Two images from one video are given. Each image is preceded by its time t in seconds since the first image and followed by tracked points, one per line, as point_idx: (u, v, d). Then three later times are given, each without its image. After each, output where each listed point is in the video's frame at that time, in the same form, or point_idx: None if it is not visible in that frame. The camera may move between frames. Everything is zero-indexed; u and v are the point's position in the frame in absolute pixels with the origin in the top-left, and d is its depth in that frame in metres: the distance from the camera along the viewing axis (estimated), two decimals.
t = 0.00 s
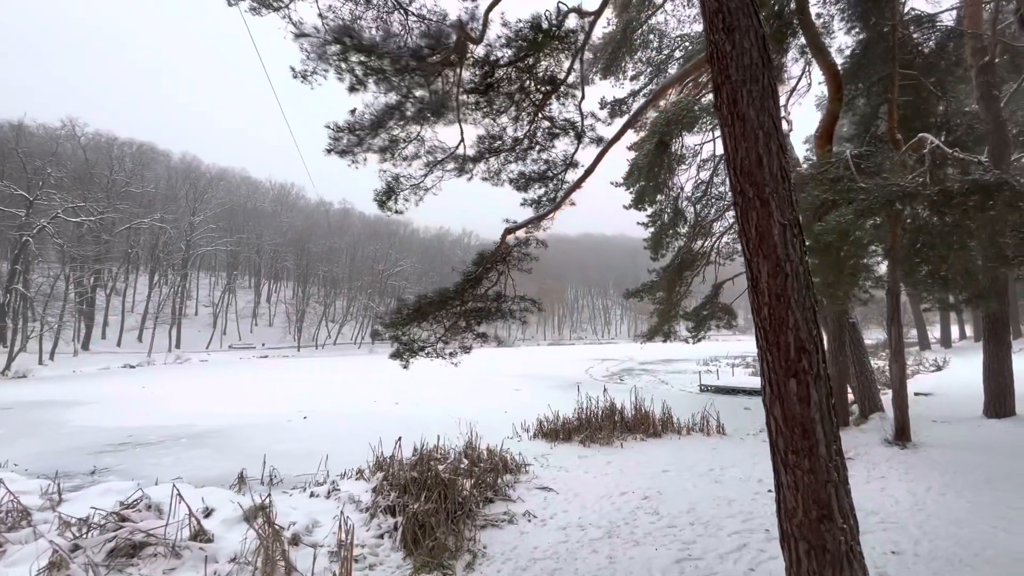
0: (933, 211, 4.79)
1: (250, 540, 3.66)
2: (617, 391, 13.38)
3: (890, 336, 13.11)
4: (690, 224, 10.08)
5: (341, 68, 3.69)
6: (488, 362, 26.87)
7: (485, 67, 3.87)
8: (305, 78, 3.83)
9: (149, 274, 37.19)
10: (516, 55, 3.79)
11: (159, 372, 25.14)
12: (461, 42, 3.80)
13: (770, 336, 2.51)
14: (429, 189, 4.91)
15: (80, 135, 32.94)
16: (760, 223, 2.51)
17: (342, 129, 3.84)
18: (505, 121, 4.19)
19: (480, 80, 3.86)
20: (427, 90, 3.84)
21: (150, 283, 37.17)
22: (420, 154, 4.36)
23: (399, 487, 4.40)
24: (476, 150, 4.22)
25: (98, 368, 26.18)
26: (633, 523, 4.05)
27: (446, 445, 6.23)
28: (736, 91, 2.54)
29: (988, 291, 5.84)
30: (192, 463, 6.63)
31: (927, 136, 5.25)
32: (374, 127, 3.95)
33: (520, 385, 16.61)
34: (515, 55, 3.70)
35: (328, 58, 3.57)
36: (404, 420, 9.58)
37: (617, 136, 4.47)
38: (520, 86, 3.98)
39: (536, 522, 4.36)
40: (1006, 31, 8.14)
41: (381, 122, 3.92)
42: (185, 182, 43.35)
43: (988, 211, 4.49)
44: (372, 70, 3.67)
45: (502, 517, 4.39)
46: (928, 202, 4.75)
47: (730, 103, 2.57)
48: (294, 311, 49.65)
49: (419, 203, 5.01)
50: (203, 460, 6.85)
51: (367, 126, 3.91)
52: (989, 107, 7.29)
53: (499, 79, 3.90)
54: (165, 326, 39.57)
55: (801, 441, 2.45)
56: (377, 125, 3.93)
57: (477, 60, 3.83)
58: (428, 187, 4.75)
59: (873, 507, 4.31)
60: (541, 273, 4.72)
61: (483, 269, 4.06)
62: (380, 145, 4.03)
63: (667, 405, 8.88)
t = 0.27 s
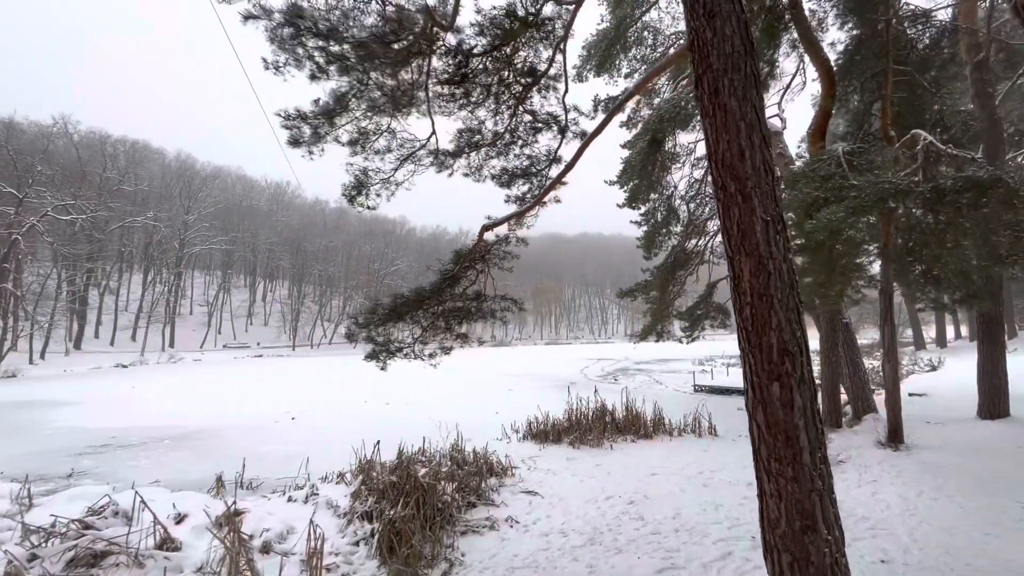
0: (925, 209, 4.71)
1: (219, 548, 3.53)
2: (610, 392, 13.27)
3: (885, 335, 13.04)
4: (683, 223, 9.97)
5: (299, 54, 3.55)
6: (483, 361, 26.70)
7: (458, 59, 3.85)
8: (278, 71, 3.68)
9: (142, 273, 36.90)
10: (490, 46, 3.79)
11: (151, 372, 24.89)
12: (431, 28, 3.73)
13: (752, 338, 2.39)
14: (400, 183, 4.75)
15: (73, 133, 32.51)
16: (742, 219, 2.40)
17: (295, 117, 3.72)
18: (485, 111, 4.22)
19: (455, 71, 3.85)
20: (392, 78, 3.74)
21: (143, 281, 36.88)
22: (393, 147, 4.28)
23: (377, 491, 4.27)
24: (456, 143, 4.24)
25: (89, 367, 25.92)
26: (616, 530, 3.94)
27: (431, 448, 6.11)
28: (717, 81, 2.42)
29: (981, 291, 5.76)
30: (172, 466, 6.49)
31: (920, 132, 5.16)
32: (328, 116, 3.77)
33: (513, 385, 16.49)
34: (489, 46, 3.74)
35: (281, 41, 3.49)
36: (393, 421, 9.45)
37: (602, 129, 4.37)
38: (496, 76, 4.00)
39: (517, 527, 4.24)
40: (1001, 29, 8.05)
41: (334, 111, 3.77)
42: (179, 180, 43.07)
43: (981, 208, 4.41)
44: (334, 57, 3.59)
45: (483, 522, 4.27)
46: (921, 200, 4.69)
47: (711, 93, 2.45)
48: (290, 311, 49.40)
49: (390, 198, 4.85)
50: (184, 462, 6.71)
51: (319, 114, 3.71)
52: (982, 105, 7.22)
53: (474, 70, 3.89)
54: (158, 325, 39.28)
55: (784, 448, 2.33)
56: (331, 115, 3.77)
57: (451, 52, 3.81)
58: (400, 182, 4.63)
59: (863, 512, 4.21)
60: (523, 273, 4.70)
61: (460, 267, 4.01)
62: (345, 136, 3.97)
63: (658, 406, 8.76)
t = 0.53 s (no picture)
0: (918, 202, 4.63)
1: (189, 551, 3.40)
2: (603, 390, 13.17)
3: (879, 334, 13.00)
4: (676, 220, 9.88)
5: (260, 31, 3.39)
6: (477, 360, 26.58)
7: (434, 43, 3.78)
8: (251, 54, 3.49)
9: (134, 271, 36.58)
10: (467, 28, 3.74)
11: (142, 370, 24.65)
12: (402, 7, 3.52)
13: (736, 329, 2.29)
14: (373, 171, 4.58)
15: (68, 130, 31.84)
16: (725, 205, 2.29)
17: (247, 91, 3.56)
18: (467, 98, 4.19)
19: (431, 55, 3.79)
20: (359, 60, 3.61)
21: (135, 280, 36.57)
22: (366, 133, 4.20)
23: (357, 490, 4.15)
24: (437, 131, 4.27)
25: (79, 366, 25.63)
26: (602, 529, 3.83)
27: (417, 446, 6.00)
28: (700, 60, 2.32)
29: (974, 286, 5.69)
30: (153, 465, 6.35)
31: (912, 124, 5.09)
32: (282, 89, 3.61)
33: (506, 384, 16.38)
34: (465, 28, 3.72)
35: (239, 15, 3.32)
36: (382, 420, 9.33)
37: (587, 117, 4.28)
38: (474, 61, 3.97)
39: (501, 527, 4.13)
40: (995, 24, 7.99)
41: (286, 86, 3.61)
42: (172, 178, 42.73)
43: (975, 200, 4.33)
44: (293, 30, 3.41)
45: (466, 522, 4.17)
46: (913, 193, 4.63)
47: (694, 74, 2.34)
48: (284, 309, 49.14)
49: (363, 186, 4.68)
50: (165, 461, 6.56)
51: (273, 89, 3.56)
52: (976, 100, 7.15)
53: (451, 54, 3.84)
54: (151, 323, 38.97)
55: (769, 444, 2.24)
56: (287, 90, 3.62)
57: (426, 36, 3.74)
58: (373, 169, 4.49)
59: (854, 510, 4.12)
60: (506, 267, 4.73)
61: (440, 258, 4.01)
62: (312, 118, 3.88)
63: (650, 404, 8.67)
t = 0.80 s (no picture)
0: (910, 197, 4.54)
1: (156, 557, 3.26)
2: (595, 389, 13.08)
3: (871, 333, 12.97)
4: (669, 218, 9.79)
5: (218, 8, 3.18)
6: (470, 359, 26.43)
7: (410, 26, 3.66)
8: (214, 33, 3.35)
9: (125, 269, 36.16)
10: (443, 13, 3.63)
11: (132, 370, 24.35)
12: None
13: (720, 325, 2.19)
14: (345, 160, 4.42)
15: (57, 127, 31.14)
16: (710, 195, 2.19)
17: (197, 68, 3.28)
18: (448, 85, 4.12)
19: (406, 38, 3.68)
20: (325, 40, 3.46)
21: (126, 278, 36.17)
22: (339, 120, 4.08)
23: (335, 492, 4.02)
24: (417, 122, 4.18)
25: (67, 365, 25.30)
26: (587, 532, 3.73)
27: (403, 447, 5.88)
28: (684, 43, 2.21)
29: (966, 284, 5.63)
30: (131, 466, 6.20)
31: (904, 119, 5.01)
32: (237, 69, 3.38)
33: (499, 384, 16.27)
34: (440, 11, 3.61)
35: None
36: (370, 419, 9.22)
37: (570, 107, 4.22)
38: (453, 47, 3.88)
39: (484, 530, 4.02)
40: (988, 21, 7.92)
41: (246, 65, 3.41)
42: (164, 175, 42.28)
43: (968, 195, 4.25)
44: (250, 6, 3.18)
45: (448, 525, 4.05)
46: (906, 188, 4.53)
47: (678, 58, 2.24)
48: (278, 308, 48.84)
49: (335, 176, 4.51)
50: (145, 462, 6.41)
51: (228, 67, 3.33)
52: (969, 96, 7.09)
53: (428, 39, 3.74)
54: (142, 322, 38.59)
55: (754, 445, 2.13)
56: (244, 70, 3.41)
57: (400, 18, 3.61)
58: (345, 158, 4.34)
59: (845, 512, 4.03)
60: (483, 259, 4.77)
61: (417, 252, 4.04)
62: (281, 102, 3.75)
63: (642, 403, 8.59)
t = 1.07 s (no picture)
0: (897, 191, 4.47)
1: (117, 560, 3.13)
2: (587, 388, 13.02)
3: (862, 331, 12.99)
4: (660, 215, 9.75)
5: None
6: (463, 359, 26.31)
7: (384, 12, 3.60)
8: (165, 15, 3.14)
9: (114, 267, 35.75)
10: None
11: (120, 369, 24.04)
12: None
13: (696, 315, 2.12)
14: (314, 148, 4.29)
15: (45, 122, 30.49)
16: (685, 181, 2.11)
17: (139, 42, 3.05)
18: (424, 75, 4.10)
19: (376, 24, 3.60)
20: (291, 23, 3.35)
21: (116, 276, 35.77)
22: (308, 107, 3.98)
23: (310, 492, 3.91)
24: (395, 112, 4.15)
25: (54, 365, 24.97)
26: (567, 531, 3.65)
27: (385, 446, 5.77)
28: (659, 25, 2.14)
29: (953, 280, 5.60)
30: (109, 465, 6.07)
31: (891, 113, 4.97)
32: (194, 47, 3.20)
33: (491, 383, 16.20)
34: None
35: None
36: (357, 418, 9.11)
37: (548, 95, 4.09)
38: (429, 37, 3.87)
39: (463, 529, 3.93)
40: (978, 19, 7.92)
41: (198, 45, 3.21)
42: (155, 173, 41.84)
43: (954, 189, 4.21)
44: None
45: (426, 524, 3.96)
46: (892, 183, 4.45)
47: (652, 40, 2.16)
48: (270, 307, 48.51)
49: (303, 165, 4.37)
50: (123, 462, 6.27)
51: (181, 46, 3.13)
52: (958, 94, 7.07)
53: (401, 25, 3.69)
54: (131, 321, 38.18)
55: (730, 440, 2.06)
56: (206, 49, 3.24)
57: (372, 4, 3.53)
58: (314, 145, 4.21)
59: (830, 509, 3.98)
60: (461, 250, 4.77)
61: (393, 247, 3.98)
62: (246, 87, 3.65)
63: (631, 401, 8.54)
